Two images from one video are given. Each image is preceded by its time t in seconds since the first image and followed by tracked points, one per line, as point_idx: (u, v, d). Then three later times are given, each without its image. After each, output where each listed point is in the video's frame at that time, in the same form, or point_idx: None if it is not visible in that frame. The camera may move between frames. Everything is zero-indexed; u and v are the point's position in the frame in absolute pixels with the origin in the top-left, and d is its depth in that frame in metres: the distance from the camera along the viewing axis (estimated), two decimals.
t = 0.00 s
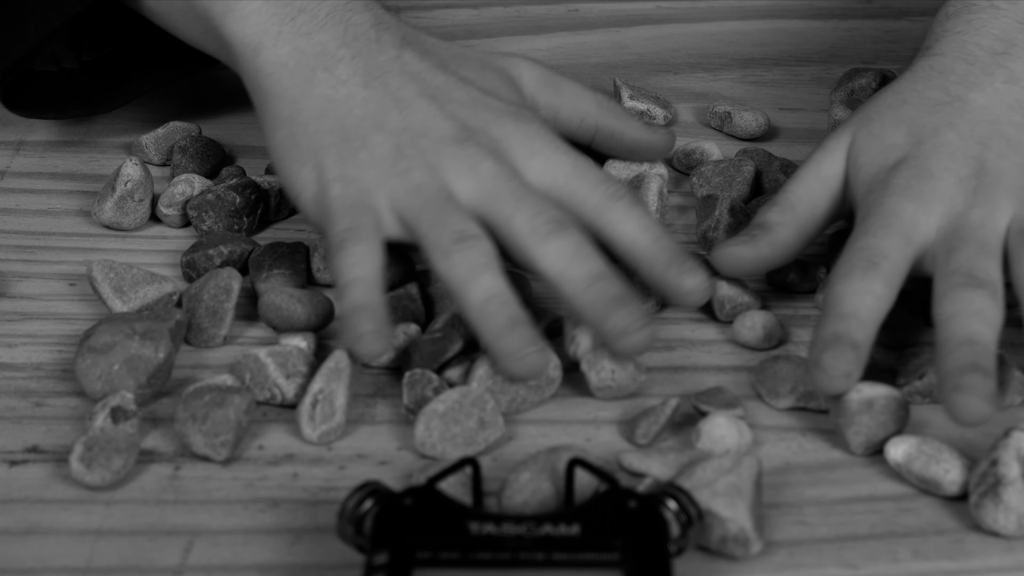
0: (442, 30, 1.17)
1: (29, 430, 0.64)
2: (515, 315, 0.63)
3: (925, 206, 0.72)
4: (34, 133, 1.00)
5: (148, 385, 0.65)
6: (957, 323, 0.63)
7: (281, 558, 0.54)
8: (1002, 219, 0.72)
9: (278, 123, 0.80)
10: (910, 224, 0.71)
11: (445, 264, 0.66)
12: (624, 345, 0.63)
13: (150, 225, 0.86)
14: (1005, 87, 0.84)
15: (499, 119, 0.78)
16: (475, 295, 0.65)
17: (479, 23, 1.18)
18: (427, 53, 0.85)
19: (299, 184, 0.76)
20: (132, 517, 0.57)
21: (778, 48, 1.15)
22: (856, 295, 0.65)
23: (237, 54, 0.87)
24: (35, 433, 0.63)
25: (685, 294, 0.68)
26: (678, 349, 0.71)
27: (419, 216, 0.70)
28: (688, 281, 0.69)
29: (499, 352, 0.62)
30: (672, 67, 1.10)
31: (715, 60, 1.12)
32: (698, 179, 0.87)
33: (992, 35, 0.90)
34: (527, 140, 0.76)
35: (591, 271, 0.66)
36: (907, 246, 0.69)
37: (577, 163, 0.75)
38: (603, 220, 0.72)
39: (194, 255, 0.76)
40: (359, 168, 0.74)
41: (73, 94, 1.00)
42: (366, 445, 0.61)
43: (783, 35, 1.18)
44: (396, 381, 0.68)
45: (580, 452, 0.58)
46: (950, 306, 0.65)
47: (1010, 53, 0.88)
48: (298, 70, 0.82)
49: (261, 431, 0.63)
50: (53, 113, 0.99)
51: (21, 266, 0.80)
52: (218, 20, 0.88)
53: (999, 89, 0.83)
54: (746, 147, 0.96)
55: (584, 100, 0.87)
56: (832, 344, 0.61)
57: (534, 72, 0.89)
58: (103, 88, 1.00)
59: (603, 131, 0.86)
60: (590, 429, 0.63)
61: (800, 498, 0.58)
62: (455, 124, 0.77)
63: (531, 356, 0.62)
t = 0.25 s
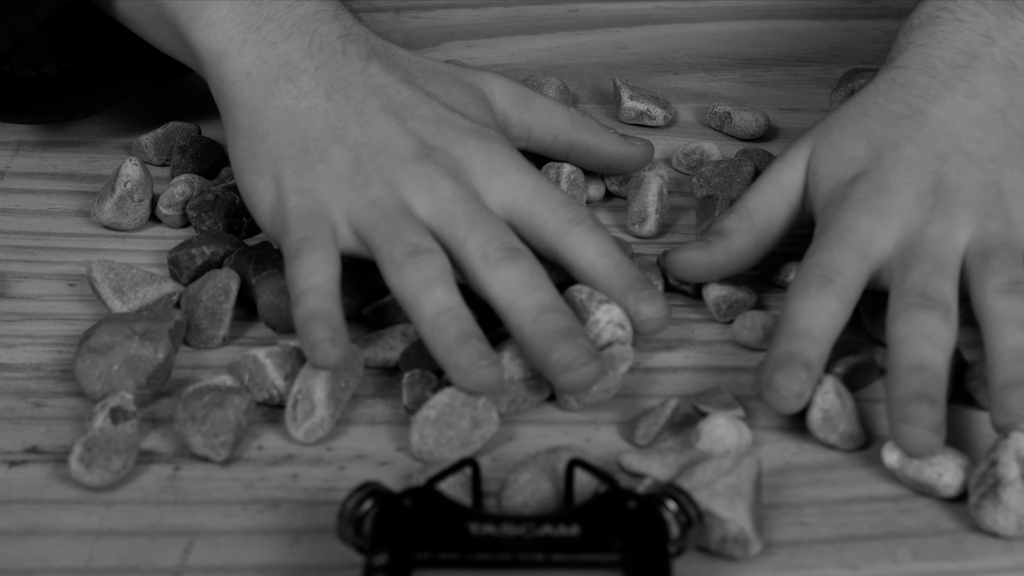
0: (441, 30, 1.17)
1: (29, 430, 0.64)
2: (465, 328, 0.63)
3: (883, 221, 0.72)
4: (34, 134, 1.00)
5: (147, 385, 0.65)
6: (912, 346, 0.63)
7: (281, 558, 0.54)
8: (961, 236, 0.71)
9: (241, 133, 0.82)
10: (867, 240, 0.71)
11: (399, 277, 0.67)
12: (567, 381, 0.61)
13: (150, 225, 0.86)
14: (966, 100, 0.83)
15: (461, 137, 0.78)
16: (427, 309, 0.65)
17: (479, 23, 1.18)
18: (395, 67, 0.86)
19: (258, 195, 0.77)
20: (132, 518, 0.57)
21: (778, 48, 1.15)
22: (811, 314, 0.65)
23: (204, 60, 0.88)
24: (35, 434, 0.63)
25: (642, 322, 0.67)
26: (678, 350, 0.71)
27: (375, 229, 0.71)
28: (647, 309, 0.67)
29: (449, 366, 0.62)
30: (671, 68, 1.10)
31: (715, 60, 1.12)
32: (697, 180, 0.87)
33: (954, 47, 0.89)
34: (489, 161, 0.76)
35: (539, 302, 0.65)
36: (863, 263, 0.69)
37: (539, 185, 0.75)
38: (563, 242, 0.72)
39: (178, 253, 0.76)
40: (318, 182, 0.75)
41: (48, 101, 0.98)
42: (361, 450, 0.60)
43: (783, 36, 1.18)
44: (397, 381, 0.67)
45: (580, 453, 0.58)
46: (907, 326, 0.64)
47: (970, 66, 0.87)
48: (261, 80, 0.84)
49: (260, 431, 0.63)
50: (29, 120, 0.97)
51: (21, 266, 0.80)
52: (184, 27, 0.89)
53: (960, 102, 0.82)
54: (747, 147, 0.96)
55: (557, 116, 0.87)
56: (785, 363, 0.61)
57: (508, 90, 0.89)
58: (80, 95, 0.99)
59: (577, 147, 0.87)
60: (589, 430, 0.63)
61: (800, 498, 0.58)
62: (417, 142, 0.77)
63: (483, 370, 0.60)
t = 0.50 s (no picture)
0: (441, 30, 1.17)
1: (29, 430, 0.64)
2: (435, 324, 0.63)
3: (849, 223, 0.72)
4: (34, 134, 1.00)
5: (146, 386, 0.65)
6: (873, 350, 0.63)
7: (281, 558, 0.54)
8: (927, 237, 0.71)
9: (208, 134, 0.80)
10: (832, 245, 0.71)
11: (365, 279, 0.67)
12: (540, 387, 0.61)
13: (150, 225, 0.86)
14: (934, 101, 0.83)
15: (431, 142, 0.78)
16: (397, 307, 0.65)
17: (479, 23, 1.18)
18: (366, 73, 0.85)
19: (224, 198, 0.76)
20: (132, 517, 0.57)
21: (778, 48, 1.15)
22: (777, 321, 0.65)
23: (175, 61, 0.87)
24: (35, 434, 0.63)
25: (616, 313, 0.67)
26: (676, 349, 0.71)
27: (342, 231, 0.70)
28: (624, 301, 0.67)
29: (421, 362, 0.61)
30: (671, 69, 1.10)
31: (715, 60, 1.12)
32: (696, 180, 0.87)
33: (923, 47, 0.90)
34: (459, 164, 0.76)
35: (511, 306, 0.65)
36: (830, 268, 0.69)
37: (510, 187, 0.75)
38: (534, 243, 0.72)
39: (174, 253, 0.76)
40: (285, 184, 0.74)
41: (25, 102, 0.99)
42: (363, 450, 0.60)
43: (783, 35, 1.18)
44: (396, 381, 0.67)
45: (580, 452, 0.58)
46: (869, 330, 0.64)
47: (939, 66, 0.87)
48: (231, 82, 0.82)
49: (260, 430, 0.63)
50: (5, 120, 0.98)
51: (21, 266, 0.80)
52: (156, 28, 0.89)
53: (928, 103, 0.83)
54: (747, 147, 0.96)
55: (527, 114, 0.85)
56: (751, 371, 0.61)
57: (476, 90, 0.87)
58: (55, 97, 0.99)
59: (548, 145, 0.85)
60: (589, 430, 0.63)
61: (800, 498, 0.58)
62: (387, 145, 0.77)
63: (454, 364, 0.60)
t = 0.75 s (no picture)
0: (441, 30, 1.17)
1: (29, 430, 0.64)
2: (339, 333, 0.61)
3: (804, 216, 0.73)
4: (34, 133, 1.00)
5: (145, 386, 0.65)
6: (835, 341, 0.64)
7: (281, 558, 0.54)
8: (882, 229, 0.73)
9: (142, 137, 0.80)
10: (788, 237, 0.71)
11: (281, 284, 0.66)
12: (446, 399, 0.59)
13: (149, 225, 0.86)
14: (889, 95, 0.84)
15: (362, 144, 0.77)
16: (305, 314, 0.63)
17: (479, 23, 1.18)
18: (305, 77, 0.85)
19: (154, 201, 0.76)
20: (132, 517, 0.57)
21: (778, 48, 1.16)
22: (732, 313, 0.66)
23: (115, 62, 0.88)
24: (35, 433, 0.63)
25: (554, 286, 0.67)
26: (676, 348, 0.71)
27: (262, 236, 0.69)
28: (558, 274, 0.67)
29: (321, 371, 0.59)
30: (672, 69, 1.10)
31: (715, 60, 1.13)
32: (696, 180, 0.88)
33: (880, 43, 0.91)
34: (388, 165, 0.75)
35: (425, 315, 0.63)
36: (783, 260, 0.70)
37: (440, 181, 0.74)
38: (464, 232, 0.72)
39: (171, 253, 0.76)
40: (211, 187, 0.73)
41: None
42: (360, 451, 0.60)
43: (783, 35, 1.19)
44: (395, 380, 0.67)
45: (580, 452, 0.59)
46: (830, 321, 0.65)
47: (895, 62, 0.88)
48: (165, 85, 0.83)
49: (261, 430, 0.63)
50: None
51: (21, 266, 0.80)
52: (98, 28, 0.90)
53: (883, 97, 0.84)
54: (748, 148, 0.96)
55: (469, 107, 0.85)
56: (710, 362, 0.62)
57: (417, 89, 0.86)
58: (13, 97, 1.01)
59: (494, 136, 0.85)
60: (589, 430, 0.63)
61: (800, 498, 0.58)
62: (316, 147, 0.76)
63: (353, 374, 0.58)
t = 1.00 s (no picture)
0: (441, 30, 1.17)
1: (29, 429, 0.64)
2: (264, 356, 0.61)
3: (754, 203, 0.73)
4: (34, 133, 1.00)
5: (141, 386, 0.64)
6: (775, 323, 0.65)
7: (281, 558, 0.54)
8: (832, 217, 0.73)
9: (90, 136, 0.82)
10: (738, 223, 0.72)
11: (212, 299, 0.66)
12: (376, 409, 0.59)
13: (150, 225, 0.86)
14: (845, 85, 0.85)
15: (302, 148, 0.77)
16: (230, 334, 0.63)
17: (479, 23, 1.18)
18: (250, 76, 0.86)
19: (97, 201, 0.77)
20: (132, 517, 0.57)
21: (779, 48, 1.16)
22: (681, 297, 0.67)
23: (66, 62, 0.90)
24: (35, 433, 0.63)
25: (472, 313, 0.65)
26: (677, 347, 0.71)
27: (198, 244, 0.70)
28: (475, 302, 0.65)
29: (243, 396, 0.60)
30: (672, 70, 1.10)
31: (714, 60, 1.13)
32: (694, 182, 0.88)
33: (839, 34, 0.92)
34: (327, 171, 0.76)
35: (356, 324, 0.64)
36: (733, 247, 0.71)
37: (375, 187, 0.74)
38: (396, 243, 0.71)
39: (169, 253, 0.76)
40: (150, 190, 0.74)
41: None
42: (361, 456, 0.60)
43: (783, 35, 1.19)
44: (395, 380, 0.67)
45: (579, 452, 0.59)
46: (772, 303, 0.66)
47: (853, 53, 0.89)
48: (112, 85, 0.84)
49: (260, 430, 0.63)
50: None
51: (21, 266, 0.80)
52: (50, 29, 0.92)
53: (839, 87, 0.85)
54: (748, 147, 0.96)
55: (420, 102, 0.87)
56: (653, 345, 0.63)
57: (368, 89, 0.89)
58: None
59: (445, 133, 0.86)
60: (589, 429, 0.63)
61: (800, 498, 0.58)
62: (255, 150, 0.77)
63: (272, 403, 0.59)
